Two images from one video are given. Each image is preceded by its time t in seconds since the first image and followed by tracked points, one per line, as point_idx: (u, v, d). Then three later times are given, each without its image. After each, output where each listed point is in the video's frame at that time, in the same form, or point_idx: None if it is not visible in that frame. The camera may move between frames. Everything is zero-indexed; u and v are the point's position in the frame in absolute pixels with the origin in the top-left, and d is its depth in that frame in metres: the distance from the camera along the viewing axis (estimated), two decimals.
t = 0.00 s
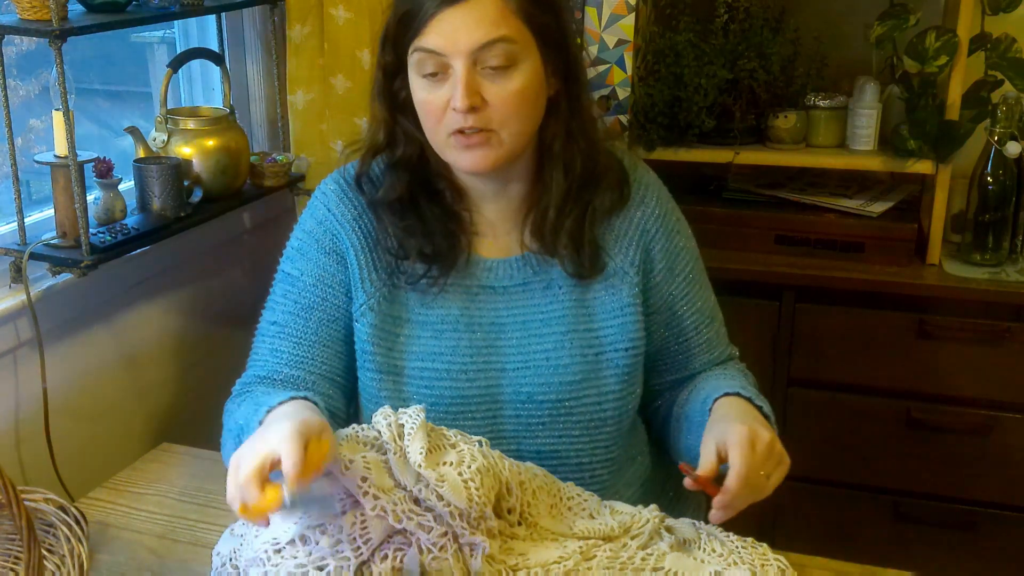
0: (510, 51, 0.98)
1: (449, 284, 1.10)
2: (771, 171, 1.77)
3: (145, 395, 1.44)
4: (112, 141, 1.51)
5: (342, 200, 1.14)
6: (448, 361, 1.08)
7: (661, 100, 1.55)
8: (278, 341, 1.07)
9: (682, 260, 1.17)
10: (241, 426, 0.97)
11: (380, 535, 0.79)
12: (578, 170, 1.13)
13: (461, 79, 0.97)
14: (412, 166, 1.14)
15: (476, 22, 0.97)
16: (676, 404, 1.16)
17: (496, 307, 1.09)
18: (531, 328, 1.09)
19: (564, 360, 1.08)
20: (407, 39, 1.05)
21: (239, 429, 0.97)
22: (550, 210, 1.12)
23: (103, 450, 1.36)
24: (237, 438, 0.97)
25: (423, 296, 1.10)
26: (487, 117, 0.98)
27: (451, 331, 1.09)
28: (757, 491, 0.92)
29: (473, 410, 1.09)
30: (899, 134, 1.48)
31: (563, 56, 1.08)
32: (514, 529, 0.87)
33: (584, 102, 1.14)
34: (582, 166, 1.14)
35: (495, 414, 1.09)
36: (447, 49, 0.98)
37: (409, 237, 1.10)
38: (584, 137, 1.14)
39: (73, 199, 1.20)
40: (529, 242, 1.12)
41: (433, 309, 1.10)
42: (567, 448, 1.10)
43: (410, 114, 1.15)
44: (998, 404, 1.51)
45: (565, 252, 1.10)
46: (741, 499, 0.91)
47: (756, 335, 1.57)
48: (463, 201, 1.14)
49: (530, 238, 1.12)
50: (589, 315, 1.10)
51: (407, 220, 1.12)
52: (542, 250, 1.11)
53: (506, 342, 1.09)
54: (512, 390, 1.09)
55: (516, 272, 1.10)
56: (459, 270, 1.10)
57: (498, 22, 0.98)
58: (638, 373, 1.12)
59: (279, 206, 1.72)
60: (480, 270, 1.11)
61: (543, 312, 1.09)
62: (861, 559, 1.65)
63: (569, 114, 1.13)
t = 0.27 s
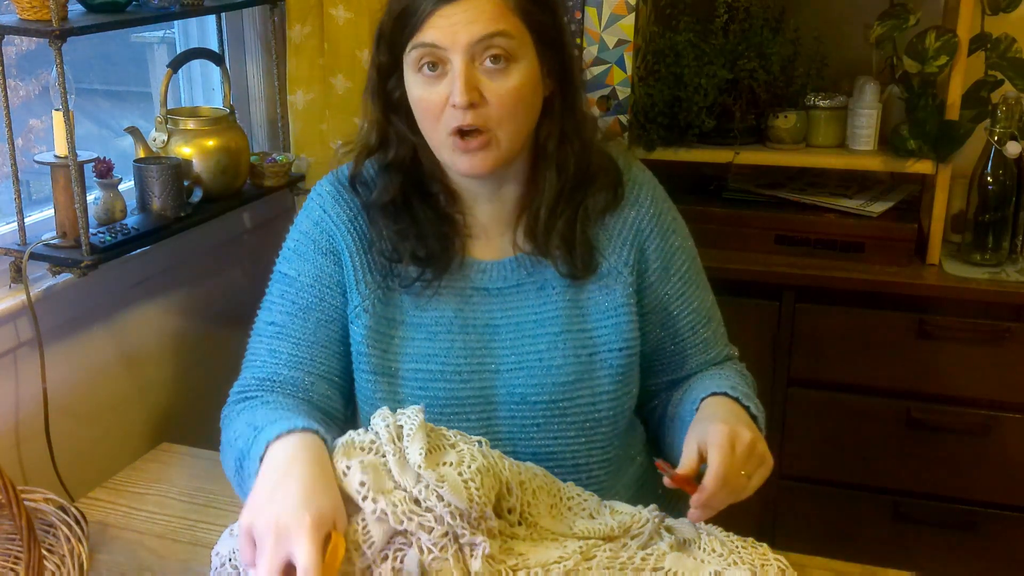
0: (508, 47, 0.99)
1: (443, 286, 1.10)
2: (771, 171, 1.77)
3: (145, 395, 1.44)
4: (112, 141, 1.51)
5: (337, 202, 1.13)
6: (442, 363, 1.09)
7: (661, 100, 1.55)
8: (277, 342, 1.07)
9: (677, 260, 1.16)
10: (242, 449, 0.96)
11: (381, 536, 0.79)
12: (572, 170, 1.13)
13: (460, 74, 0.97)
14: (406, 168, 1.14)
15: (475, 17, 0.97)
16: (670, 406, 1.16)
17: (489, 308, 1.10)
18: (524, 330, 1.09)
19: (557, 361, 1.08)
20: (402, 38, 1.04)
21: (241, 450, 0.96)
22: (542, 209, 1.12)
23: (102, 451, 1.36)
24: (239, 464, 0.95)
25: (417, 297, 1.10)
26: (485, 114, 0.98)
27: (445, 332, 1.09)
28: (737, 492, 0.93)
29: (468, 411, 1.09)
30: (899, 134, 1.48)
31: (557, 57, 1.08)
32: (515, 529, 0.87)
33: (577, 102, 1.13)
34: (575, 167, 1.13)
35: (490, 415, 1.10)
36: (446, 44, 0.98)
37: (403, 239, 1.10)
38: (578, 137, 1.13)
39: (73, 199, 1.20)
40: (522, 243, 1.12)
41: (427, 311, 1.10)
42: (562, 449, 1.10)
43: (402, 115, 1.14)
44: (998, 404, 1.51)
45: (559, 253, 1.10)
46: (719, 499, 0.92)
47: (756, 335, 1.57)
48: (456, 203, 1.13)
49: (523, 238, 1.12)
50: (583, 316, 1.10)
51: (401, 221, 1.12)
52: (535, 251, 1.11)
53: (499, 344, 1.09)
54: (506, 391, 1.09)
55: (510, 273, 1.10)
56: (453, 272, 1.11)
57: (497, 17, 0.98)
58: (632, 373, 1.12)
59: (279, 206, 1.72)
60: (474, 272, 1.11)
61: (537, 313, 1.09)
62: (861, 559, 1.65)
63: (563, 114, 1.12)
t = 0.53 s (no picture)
0: (502, 50, 0.99)
1: (439, 287, 1.10)
2: (771, 171, 1.77)
3: (144, 395, 1.44)
4: (112, 141, 1.51)
5: (336, 203, 1.13)
6: (439, 364, 1.09)
7: (661, 100, 1.55)
8: (275, 342, 1.07)
9: (674, 261, 1.16)
10: (240, 449, 0.95)
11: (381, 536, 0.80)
12: (568, 171, 1.12)
13: (453, 78, 0.98)
14: (402, 169, 1.14)
15: (469, 20, 0.97)
16: (666, 407, 1.16)
17: (485, 310, 1.10)
18: (520, 331, 1.09)
19: (554, 362, 1.08)
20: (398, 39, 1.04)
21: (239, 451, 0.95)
22: (539, 211, 1.11)
23: (102, 451, 1.36)
24: (237, 463, 0.95)
25: (414, 298, 1.10)
26: (478, 117, 0.98)
27: (442, 334, 1.09)
28: (722, 494, 0.92)
29: (465, 412, 1.09)
30: (899, 134, 1.48)
31: (554, 59, 1.08)
32: (515, 529, 0.87)
33: (573, 103, 1.13)
34: (570, 167, 1.13)
35: (486, 416, 1.10)
36: (440, 48, 0.98)
37: (400, 241, 1.10)
38: (574, 139, 1.13)
39: (73, 199, 1.20)
40: (518, 244, 1.12)
41: (424, 312, 1.10)
42: (558, 450, 1.10)
43: (399, 116, 1.13)
44: (998, 404, 1.51)
45: (555, 255, 1.10)
46: (706, 500, 0.91)
47: (756, 335, 1.57)
48: (452, 204, 1.13)
49: (519, 240, 1.11)
50: (579, 318, 1.10)
51: (396, 223, 1.12)
52: (531, 253, 1.10)
53: (496, 345, 1.09)
54: (502, 393, 1.09)
55: (507, 275, 1.10)
56: (450, 273, 1.11)
57: (491, 20, 0.98)
58: (629, 375, 1.12)
59: (279, 205, 1.72)
60: (471, 273, 1.11)
61: (533, 315, 1.09)
62: (861, 559, 1.65)
63: (558, 116, 1.12)
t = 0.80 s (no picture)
0: (500, 51, 0.99)
1: (442, 289, 1.10)
2: (771, 171, 1.77)
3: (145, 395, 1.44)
4: (112, 141, 1.51)
5: (337, 204, 1.13)
6: (442, 366, 1.09)
7: (661, 100, 1.55)
8: (277, 343, 1.08)
9: (677, 264, 1.16)
10: (247, 449, 0.95)
11: (382, 536, 0.79)
12: (569, 172, 1.12)
13: (452, 79, 0.98)
14: (404, 171, 1.14)
15: (467, 20, 0.97)
16: (668, 409, 1.16)
17: (489, 312, 1.10)
18: (524, 334, 1.09)
19: (557, 365, 1.08)
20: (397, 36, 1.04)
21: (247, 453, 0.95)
22: (541, 212, 1.11)
23: (102, 451, 1.36)
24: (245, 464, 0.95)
25: (417, 300, 1.10)
26: (477, 117, 0.98)
27: (444, 336, 1.09)
28: (724, 496, 0.92)
29: (467, 414, 1.09)
30: (899, 134, 1.48)
31: (554, 59, 1.08)
32: (515, 529, 0.87)
33: (575, 104, 1.12)
34: (571, 170, 1.12)
35: (489, 418, 1.10)
36: (438, 48, 0.98)
37: (402, 242, 1.10)
38: (574, 140, 1.12)
39: (73, 199, 1.20)
40: (521, 246, 1.11)
41: (427, 314, 1.10)
42: (561, 452, 1.10)
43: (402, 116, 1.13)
44: (998, 404, 1.51)
45: (558, 256, 1.10)
46: (708, 502, 0.91)
47: (756, 335, 1.57)
48: (455, 204, 1.13)
49: (523, 242, 1.11)
50: (583, 320, 1.10)
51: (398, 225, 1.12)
52: (534, 255, 1.10)
53: (499, 347, 1.09)
54: (505, 395, 1.09)
55: (510, 277, 1.10)
56: (452, 275, 1.11)
57: (486, 20, 0.98)
58: (632, 377, 1.12)
59: (279, 205, 1.72)
60: (474, 275, 1.11)
61: (536, 317, 1.09)
62: (861, 559, 1.64)
63: (559, 117, 1.12)
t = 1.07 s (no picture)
0: (514, 49, 0.99)
1: (444, 290, 1.10)
2: (771, 171, 1.77)
3: (145, 395, 1.44)
4: (112, 141, 1.51)
5: (339, 204, 1.13)
6: (442, 368, 1.09)
7: (661, 100, 1.55)
8: (277, 344, 1.08)
9: (678, 265, 1.16)
10: (248, 460, 0.95)
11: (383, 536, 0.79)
12: (573, 173, 1.12)
13: (467, 79, 0.98)
14: (407, 173, 1.14)
15: (479, 20, 0.97)
16: (668, 410, 1.16)
17: (490, 313, 1.09)
18: (525, 334, 1.09)
19: (558, 366, 1.08)
20: (405, 42, 1.04)
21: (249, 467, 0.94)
22: (544, 212, 1.11)
23: (102, 451, 1.36)
24: (245, 476, 0.94)
25: (418, 302, 1.10)
26: (493, 117, 0.98)
27: (446, 337, 1.09)
28: (712, 495, 0.93)
29: (468, 416, 1.09)
30: (899, 134, 1.48)
31: (559, 60, 1.08)
32: (515, 529, 0.86)
33: (579, 105, 1.13)
34: (577, 167, 1.13)
35: (490, 419, 1.10)
36: (452, 49, 0.98)
37: (405, 244, 1.10)
38: (580, 138, 1.13)
39: (73, 199, 1.20)
40: (523, 246, 1.11)
41: (429, 315, 1.10)
42: (561, 454, 1.10)
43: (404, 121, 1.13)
44: (998, 404, 1.51)
45: (559, 257, 1.10)
46: (694, 499, 0.91)
47: (756, 334, 1.57)
48: (458, 207, 1.13)
49: (524, 242, 1.11)
50: (584, 321, 1.10)
51: (401, 226, 1.12)
52: (536, 255, 1.10)
53: (500, 348, 1.09)
54: (506, 396, 1.09)
55: (511, 278, 1.10)
56: (454, 276, 1.11)
57: (499, 20, 0.98)
58: (632, 378, 1.12)
59: (279, 206, 1.72)
60: (475, 276, 1.11)
61: (537, 318, 1.09)
62: (862, 559, 1.64)
63: (565, 115, 1.12)
